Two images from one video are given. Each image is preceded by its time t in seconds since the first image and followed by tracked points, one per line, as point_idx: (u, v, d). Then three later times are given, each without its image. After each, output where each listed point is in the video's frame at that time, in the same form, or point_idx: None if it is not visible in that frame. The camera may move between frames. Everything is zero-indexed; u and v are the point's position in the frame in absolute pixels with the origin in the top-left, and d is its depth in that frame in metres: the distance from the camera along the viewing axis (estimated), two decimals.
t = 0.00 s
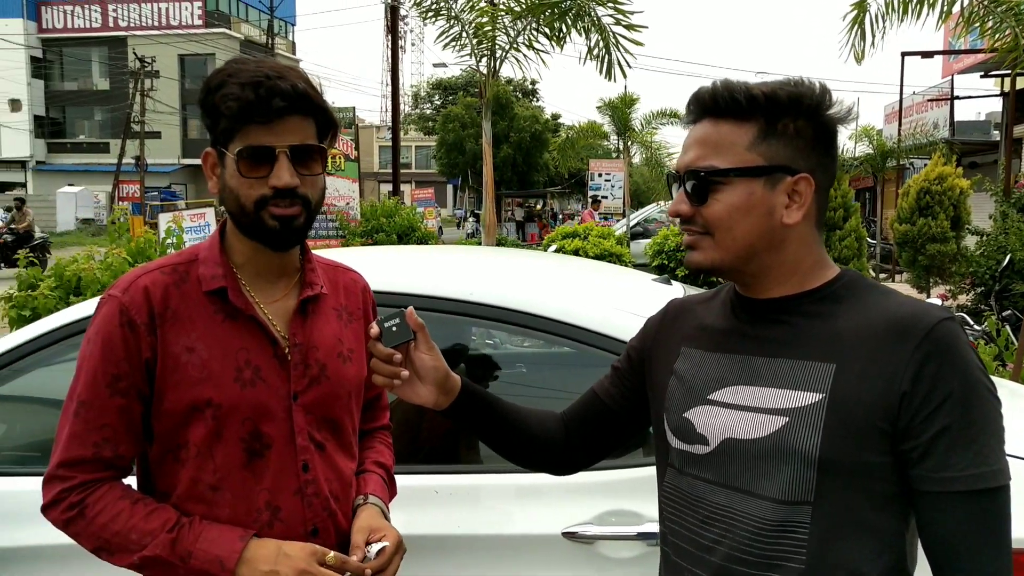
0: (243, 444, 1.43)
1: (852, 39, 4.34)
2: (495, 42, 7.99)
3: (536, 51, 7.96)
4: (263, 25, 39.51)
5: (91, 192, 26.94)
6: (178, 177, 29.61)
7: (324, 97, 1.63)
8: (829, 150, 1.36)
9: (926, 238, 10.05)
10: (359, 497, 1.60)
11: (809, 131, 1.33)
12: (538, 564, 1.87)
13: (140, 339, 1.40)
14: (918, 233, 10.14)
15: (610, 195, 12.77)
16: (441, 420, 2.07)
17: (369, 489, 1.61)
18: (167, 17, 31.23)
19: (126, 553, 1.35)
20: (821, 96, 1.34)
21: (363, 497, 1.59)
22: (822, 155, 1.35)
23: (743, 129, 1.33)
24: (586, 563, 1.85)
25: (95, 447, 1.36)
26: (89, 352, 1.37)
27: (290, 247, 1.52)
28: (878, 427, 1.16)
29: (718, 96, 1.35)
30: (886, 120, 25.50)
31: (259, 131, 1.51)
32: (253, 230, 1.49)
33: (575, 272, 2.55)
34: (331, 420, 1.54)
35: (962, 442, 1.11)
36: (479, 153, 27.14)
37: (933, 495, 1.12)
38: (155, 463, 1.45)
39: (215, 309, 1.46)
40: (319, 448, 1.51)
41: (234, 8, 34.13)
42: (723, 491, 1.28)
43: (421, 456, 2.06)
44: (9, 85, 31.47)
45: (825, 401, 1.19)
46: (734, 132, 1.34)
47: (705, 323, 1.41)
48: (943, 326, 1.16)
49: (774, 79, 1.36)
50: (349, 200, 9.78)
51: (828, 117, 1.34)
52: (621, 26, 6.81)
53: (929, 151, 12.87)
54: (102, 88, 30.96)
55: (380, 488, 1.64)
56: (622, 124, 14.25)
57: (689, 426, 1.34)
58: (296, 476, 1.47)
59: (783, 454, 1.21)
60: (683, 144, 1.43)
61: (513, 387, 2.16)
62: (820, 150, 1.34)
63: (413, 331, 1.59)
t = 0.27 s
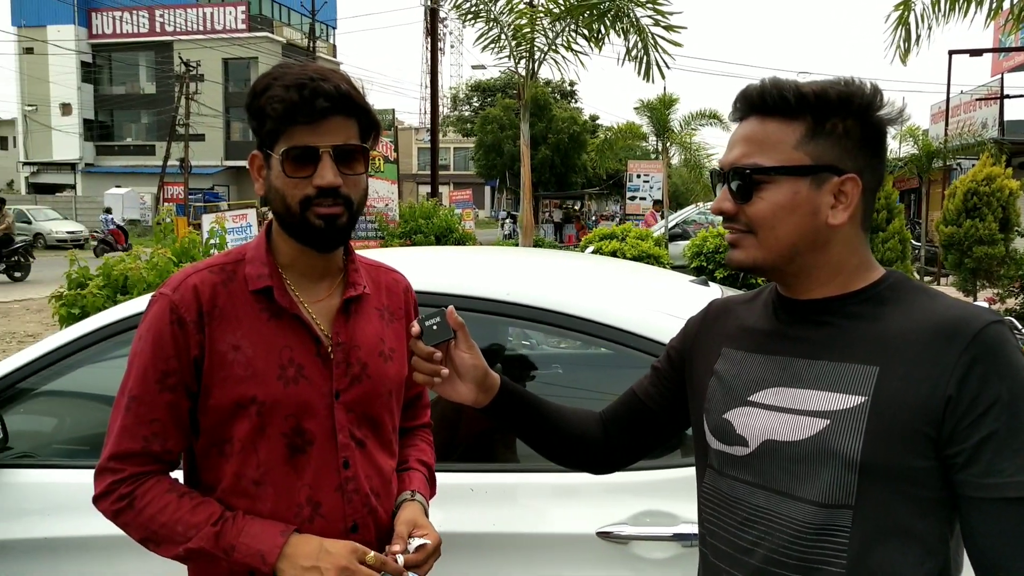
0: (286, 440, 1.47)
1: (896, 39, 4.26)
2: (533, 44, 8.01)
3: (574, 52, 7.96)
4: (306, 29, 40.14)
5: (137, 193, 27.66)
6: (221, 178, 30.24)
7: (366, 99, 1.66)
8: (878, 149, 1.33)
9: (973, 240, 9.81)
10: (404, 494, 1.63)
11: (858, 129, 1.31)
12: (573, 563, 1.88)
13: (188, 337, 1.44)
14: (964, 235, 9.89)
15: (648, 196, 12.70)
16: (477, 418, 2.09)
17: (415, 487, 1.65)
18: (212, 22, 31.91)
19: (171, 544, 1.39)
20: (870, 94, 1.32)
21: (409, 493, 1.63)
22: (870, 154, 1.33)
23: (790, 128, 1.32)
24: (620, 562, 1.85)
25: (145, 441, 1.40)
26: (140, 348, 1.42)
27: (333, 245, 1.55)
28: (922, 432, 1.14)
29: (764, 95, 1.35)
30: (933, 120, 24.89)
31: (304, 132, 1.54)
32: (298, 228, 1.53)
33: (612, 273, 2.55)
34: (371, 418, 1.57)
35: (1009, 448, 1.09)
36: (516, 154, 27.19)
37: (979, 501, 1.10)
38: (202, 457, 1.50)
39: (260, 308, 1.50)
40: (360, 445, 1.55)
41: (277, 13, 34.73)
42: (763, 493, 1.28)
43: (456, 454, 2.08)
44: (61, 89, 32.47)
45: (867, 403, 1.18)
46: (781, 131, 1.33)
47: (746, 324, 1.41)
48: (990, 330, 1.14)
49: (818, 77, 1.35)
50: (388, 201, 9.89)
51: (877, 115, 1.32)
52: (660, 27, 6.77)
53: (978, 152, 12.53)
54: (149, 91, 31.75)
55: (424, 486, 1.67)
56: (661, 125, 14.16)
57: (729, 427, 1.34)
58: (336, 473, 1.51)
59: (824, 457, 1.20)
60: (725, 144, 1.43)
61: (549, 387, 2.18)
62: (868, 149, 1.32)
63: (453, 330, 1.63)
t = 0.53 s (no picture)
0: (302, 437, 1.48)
1: (924, 37, 4.19)
2: (556, 45, 8.01)
3: (597, 53, 7.95)
4: (332, 31, 40.49)
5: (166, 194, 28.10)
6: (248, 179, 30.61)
7: (397, 105, 1.67)
8: (897, 148, 1.31)
9: (1004, 241, 9.62)
10: (424, 490, 1.63)
11: (873, 129, 1.30)
12: (589, 564, 1.88)
13: (204, 336, 1.46)
14: (995, 237, 9.71)
15: (673, 197, 12.64)
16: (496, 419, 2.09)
17: (434, 483, 1.64)
18: (240, 25, 32.30)
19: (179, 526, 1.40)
20: (886, 91, 1.30)
21: (428, 490, 1.62)
22: (888, 153, 1.30)
23: (804, 129, 1.31)
24: (636, 564, 1.85)
25: (155, 440, 1.43)
26: (158, 348, 1.45)
27: (356, 249, 1.57)
28: (941, 435, 1.12)
29: (779, 95, 1.34)
30: (964, 119, 24.45)
31: (340, 141, 1.55)
32: (325, 232, 1.55)
33: (632, 273, 2.54)
34: (387, 415, 1.58)
35: None
36: (541, 155, 27.19)
37: (1000, 506, 1.08)
38: (219, 455, 1.52)
39: (276, 307, 1.51)
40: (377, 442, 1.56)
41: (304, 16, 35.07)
42: (778, 495, 1.27)
43: (475, 454, 2.08)
44: (92, 92, 33.08)
45: (885, 405, 1.17)
46: (794, 132, 1.32)
47: (764, 324, 1.39)
48: (1012, 331, 1.12)
49: (848, 77, 1.33)
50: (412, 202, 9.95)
51: (896, 115, 1.30)
52: (683, 27, 6.72)
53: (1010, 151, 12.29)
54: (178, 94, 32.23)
55: (442, 482, 1.67)
56: (686, 126, 14.07)
57: (745, 428, 1.33)
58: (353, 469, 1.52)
59: (841, 460, 1.19)
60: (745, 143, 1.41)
61: (569, 388, 2.17)
62: (885, 148, 1.30)
63: (468, 330, 1.63)
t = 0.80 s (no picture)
0: (303, 436, 1.48)
1: (934, 35, 4.16)
2: (563, 45, 8.00)
3: (604, 53, 7.94)
4: (342, 31, 40.60)
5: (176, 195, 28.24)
6: (257, 180, 30.73)
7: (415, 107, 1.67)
8: (896, 147, 1.31)
9: (1015, 241, 9.56)
10: (420, 490, 1.62)
11: (875, 127, 1.29)
12: (590, 564, 1.88)
13: (207, 336, 1.46)
14: (1006, 237, 9.65)
15: (682, 197, 12.61)
16: (499, 418, 2.09)
17: (429, 483, 1.63)
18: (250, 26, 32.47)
19: (186, 533, 1.38)
20: (887, 90, 1.30)
21: (423, 490, 1.61)
22: (888, 152, 1.30)
23: (803, 127, 1.31)
24: (636, 562, 1.85)
25: (162, 442, 1.42)
26: (161, 349, 1.45)
27: (375, 249, 1.58)
28: (939, 432, 1.12)
29: (781, 94, 1.33)
30: (976, 118, 24.26)
31: (371, 139, 1.55)
32: (350, 230, 1.54)
33: (639, 274, 2.53)
34: (388, 415, 1.59)
35: None
36: (549, 155, 27.19)
37: (998, 503, 1.07)
38: (223, 456, 1.52)
39: (277, 308, 1.52)
40: (378, 441, 1.56)
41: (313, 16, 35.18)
42: (776, 494, 1.26)
43: (479, 454, 2.09)
44: (104, 93, 33.30)
45: (880, 403, 1.17)
46: (794, 130, 1.32)
47: (763, 323, 1.39)
48: (1010, 328, 1.11)
49: (857, 76, 1.32)
50: (420, 202, 9.98)
51: (898, 113, 1.30)
52: (689, 26, 6.69)
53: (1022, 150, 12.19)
54: (188, 95, 32.39)
55: (439, 482, 1.66)
56: (695, 125, 14.03)
57: (743, 426, 1.32)
58: (355, 468, 1.52)
59: (838, 457, 1.19)
60: (750, 140, 1.39)
61: (573, 388, 2.17)
62: (886, 146, 1.30)
63: (467, 329, 1.63)
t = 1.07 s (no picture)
0: (301, 436, 1.48)
1: (932, 34, 4.16)
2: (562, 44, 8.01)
3: (603, 52, 7.95)
4: (343, 32, 40.62)
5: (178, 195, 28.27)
6: (259, 180, 30.74)
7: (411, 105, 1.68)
8: (888, 146, 1.31)
9: (1016, 241, 9.55)
10: (416, 489, 1.63)
11: (866, 125, 1.29)
12: (586, 562, 1.88)
13: (204, 337, 1.45)
14: (1008, 236, 9.64)
15: (683, 197, 12.61)
16: (496, 417, 2.09)
17: (424, 482, 1.64)
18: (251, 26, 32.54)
19: (185, 534, 1.39)
20: (877, 89, 1.30)
21: (419, 489, 1.62)
22: (879, 150, 1.30)
23: (795, 127, 1.31)
24: (632, 560, 1.85)
25: (159, 442, 1.42)
26: (158, 349, 1.44)
27: (373, 248, 1.58)
28: (928, 428, 1.12)
29: (771, 93, 1.33)
30: (978, 118, 24.23)
31: (367, 138, 1.56)
32: (347, 229, 1.54)
33: (638, 274, 2.53)
34: (384, 414, 1.59)
35: (1019, 446, 1.06)
36: (551, 155, 27.19)
37: (989, 500, 1.08)
38: (219, 456, 1.52)
39: (274, 306, 1.51)
40: (374, 440, 1.56)
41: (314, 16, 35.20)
42: (767, 491, 1.27)
43: (478, 453, 2.09)
44: (105, 93, 33.33)
45: (872, 400, 1.17)
46: (786, 129, 1.32)
47: (757, 321, 1.39)
48: (1001, 325, 1.12)
49: (848, 75, 1.33)
50: (421, 202, 9.97)
51: (888, 111, 1.30)
52: (688, 25, 6.69)
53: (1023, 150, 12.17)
54: (190, 95, 32.43)
55: (433, 480, 1.67)
56: (695, 125, 14.03)
57: (736, 424, 1.33)
58: (352, 467, 1.52)
59: (829, 454, 1.19)
60: (742, 140, 1.40)
61: (572, 387, 2.17)
62: (877, 144, 1.30)
63: (462, 327, 1.64)
